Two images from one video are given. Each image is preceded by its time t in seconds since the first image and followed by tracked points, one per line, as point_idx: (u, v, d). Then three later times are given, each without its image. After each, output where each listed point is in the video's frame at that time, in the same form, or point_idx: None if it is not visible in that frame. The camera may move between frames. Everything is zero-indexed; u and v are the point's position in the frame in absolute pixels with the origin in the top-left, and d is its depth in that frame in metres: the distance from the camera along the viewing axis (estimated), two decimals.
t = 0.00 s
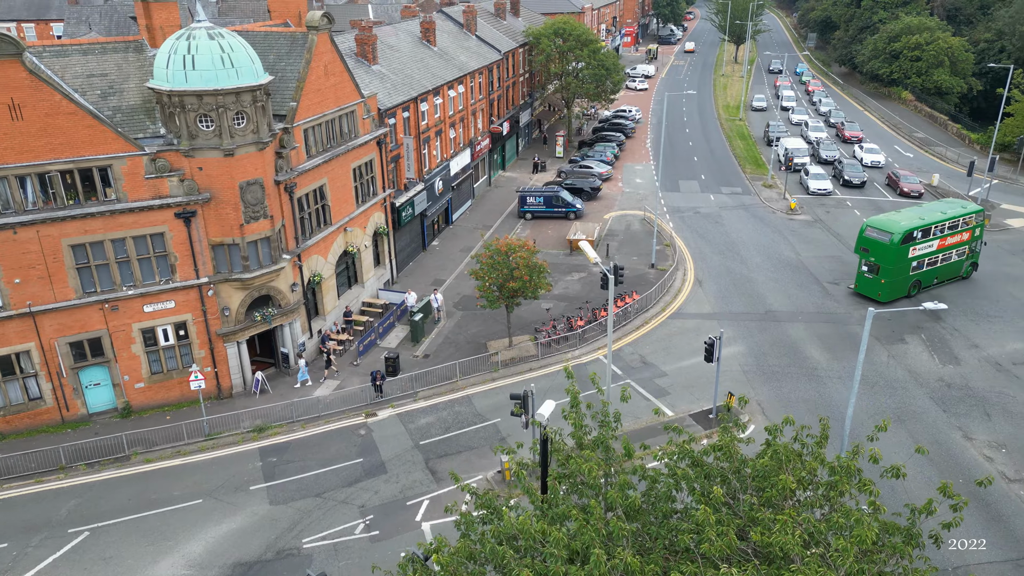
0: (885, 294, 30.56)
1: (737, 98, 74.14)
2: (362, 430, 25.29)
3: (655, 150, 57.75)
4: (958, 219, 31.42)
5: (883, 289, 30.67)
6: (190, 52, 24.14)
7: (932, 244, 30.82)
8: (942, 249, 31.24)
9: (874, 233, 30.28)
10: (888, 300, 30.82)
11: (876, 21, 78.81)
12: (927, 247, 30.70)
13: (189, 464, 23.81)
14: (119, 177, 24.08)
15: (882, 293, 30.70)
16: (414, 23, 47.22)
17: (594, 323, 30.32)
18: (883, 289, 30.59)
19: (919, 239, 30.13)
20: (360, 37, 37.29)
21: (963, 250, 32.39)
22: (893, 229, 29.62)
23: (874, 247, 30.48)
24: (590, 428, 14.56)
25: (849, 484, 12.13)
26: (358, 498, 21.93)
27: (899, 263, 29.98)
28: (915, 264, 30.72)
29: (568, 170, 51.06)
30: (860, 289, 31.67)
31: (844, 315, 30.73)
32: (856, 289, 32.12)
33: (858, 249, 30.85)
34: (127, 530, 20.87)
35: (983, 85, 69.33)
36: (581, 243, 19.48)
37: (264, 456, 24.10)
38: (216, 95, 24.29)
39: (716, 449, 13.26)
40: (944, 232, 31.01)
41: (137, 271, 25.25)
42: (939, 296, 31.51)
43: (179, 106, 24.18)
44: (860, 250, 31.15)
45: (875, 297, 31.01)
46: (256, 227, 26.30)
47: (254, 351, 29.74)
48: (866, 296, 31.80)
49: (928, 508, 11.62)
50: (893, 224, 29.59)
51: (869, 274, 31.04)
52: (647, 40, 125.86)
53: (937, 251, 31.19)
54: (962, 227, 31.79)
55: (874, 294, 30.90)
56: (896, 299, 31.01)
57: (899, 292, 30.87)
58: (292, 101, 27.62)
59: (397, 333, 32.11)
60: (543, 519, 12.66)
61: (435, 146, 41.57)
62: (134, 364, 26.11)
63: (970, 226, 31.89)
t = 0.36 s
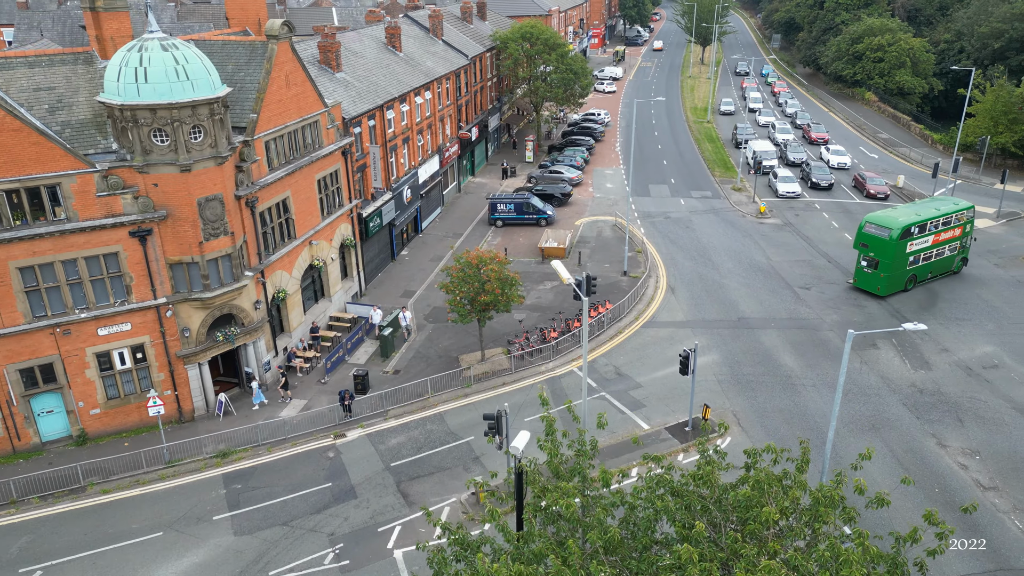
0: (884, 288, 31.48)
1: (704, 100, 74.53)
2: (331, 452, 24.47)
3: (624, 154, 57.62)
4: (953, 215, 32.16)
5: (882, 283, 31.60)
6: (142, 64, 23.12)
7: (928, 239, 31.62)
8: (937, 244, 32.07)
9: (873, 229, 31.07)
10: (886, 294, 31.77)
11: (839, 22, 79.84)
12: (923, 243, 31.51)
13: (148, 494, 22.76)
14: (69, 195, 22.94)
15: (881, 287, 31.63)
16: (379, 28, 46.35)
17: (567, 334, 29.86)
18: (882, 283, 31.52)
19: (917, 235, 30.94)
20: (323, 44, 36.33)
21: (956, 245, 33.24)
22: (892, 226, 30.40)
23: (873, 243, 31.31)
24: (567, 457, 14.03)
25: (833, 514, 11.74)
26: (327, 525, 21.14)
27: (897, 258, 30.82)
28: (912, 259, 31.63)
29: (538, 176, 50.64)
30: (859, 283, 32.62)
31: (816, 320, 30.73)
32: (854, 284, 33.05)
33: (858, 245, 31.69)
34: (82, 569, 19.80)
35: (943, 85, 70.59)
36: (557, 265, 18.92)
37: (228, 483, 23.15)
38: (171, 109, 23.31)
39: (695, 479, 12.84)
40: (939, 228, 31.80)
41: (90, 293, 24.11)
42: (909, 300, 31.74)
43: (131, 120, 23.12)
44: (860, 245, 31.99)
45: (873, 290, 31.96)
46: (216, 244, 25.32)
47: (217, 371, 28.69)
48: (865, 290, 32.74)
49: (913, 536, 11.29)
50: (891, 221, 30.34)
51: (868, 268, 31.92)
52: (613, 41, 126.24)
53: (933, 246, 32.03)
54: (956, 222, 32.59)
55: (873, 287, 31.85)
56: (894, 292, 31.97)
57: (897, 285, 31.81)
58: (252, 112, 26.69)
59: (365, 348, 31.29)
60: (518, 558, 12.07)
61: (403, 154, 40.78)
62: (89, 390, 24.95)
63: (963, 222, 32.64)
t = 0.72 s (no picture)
0: (882, 283, 32.54)
1: (670, 103, 74.70)
2: (294, 481, 23.42)
3: (592, 159, 57.27)
4: (944, 212, 33.24)
5: (880, 278, 32.60)
6: (84, 80, 21.83)
7: (922, 235, 32.67)
8: (931, 240, 33.14)
9: (871, 226, 32.11)
10: (884, 288, 32.79)
11: (799, 24, 80.73)
12: (918, 239, 32.57)
13: (99, 534, 21.45)
14: (7, 220, 21.55)
15: (879, 282, 32.65)
16: (338, 34, 45.22)
17: (538, 348, 29.18)
18: (879, 278, 32.52)
19: (913, 231, 32.01)
20: (279, 52, 35.10)
21: (947, 242, 34.35)
22: (890, 222, 31.44)
23: (871, 239, 32.32)
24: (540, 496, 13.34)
25: (820, 557, 11.23)
26: (290, 562, 20.12)
27: (894, 253, 31.82)
28: (907, 255, 32.67)
29: (505, 183, 50.02)
30: (856, 278, 33.60)
31: (787, 328, 30.58)
32: (852, 279, 34.02)
33: (856, 241, 32.68)
34: None
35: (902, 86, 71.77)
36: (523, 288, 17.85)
37: (184, 519, 21.95)
38: (116, 126, 22.06)
39: (675, 521, 12.23)
40: (933, 225, 32.92)
41: (33, 322, 22.72)
42: (877, 305, 31.83)
43: (73, 139, 21.82)
44: (858, 242, 32.94)
45: (871, 285, 32.97)
46: (168, 267, 24.07)
47: (173, 398, 27.40)
48: (862, 285, 33.74)
49: None
50: (888, 218, 31.38)
51: (865, 264, 32.92)
52: (578, 43, 126.33)
53: (926, 243, 33.10)
54: (949, 219, 33.71)
55: (871, 282, 32.85)
56: (891, 287, 33.00)
57: (895, 280, 32.84)
58: (204, 127, 25.49)
59: (330, 368, 30.21)
60: None
61: (366, 164, 39.70)
62: (34, 424, 23.53)
63: (953, 219, 33.72)
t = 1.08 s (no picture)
0: (879, 280, 33.37)
1: (636, 107, 74.52)
2: (252, 521, 22.08)
3: (559, 166, 56.56)
4: (936, 211, 34.33)
5: (877, 275, 33.44)
6: (14, 100, 20.30)
7: (917, 233, 33.77)
8: (923, 238, 34.21)
9: (869, 225, 33.07)
10: (881, 285, 33.62)
11: (762, 27, 81.24)
12: (913, 237, 33.63)
13: None
14: None
15: (876, 279, 33.48)
16: (296, 42, 43.73)
17: (508, 368, 28.24)
18: (877, 275, 33.35)
19: (908, 230, 33.04)
20: (232, 62, 33.63)
21: (937, 240, 35.48)
22: (886, 221, 32.45)
23: (868, 238, 33.23)
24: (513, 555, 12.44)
25: None
26: None
27: (891, 251, 32.76)
28: (903, 253, 33.63)
29: (471, 192, 49.07)
30: (854, 276, 34.41)
31: (760, 341, 30.17)
32: (849, 277, 34.81)
33: (854, 240, 33.56)
34: None
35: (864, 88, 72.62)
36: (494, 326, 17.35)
37: (133, 567, 20.49)
38: (51, 150, 20.57)
39: None
40: (926, 223, 34.02)
41: None
42: (849, 315, 31.62)
43: (4, 164, 20.32)
44: (855, 240, 33.83)
45: (868, 282, 33.78)
46: (112, 297, 22.58)
47: (122, 431, 25.85)
48: (859, 283, 34.54)
49: None
50: (886, 216, 32.39)
51: (863, 262, 33.76)
52: (543, 45, 125.83)
53: (919, 241, 34.16)
54: (940, 218, 34.82)
55: (869, 280, 33.67)
56: (887, 284, 33.88)
57: (891, 278, 33.74)
58: (150, 146, 24.03)
59: (291, 394, 28.87)
60: None
61: (326, 177, 38.33)
62: None
63: (943, 219, 34.85)
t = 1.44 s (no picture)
0: (877, 279, 34.19)
1: (604, 112, 74.06)
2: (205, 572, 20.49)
3: (528, 174, 55.60)
4: (930, 212, 35.23)
5: (875, 274, 34.28)
6: None
7: (912, 233, 34.69)
8: (918, 238, 35.14)
9: (866, 225, 33.95)
10: (879, 284, 34.50)
11: (728, 30, 81.41)
12: (909, 236, 34.61)
13: None
14: None
15: (875, 278, 34.31)
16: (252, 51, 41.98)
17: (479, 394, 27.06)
18: (875, 274, 34.22)
19: (904, 229, 33.98)
20: (182, 75, 31.91)
21: (931, 239, 36.44)
22: (883, 221, 33.34)
23: (866, 238, 34.11)
24: None
25: None
26: None
27: (889, 250, 33.67)
28: (899, 252, 34.55)
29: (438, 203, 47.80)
30: (852, 276, 35.30)
31: (736, 357, 29.45)
32: (848, 277, 35.63)
33: (852, 240, 34.46)
34: None
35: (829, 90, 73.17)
36: (458, 375, 15.39)
37: None
38: None
39: None
40: (921, 223, 35.00)
41: None
42: (825, 328, 31.11)
43: None
44: (853, 241, 34.70)
45: (867, 281, 34.62)
46: (47, 334, 20.89)
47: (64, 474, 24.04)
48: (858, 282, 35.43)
49: None
50: (883, 217, 33.29)
51: (861, 262, 34.61)
52: (509, 48, 124.82)
53: (914, 240, 35.08)
54: (933, 218, 35.80)
55: (868, 279, 34.54)
56: (886, 283, 34.77)
57: (889, 276, 34.64)
58: (88, 170, 22.37)
59: (250, 425, 27.30)
60: None
61: (285, 192, 36.72)
62: None
63: (937, 219, 35.78)
